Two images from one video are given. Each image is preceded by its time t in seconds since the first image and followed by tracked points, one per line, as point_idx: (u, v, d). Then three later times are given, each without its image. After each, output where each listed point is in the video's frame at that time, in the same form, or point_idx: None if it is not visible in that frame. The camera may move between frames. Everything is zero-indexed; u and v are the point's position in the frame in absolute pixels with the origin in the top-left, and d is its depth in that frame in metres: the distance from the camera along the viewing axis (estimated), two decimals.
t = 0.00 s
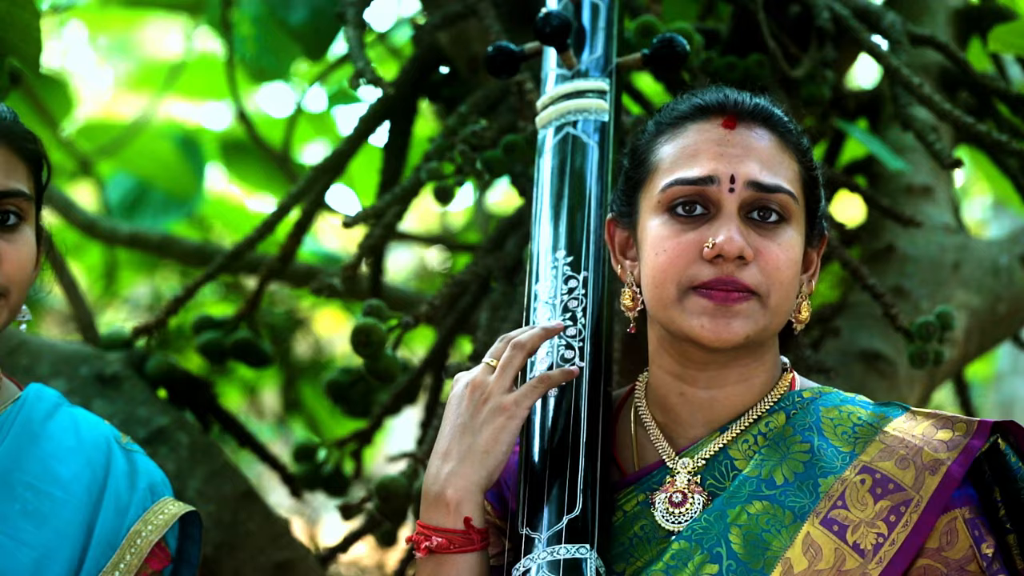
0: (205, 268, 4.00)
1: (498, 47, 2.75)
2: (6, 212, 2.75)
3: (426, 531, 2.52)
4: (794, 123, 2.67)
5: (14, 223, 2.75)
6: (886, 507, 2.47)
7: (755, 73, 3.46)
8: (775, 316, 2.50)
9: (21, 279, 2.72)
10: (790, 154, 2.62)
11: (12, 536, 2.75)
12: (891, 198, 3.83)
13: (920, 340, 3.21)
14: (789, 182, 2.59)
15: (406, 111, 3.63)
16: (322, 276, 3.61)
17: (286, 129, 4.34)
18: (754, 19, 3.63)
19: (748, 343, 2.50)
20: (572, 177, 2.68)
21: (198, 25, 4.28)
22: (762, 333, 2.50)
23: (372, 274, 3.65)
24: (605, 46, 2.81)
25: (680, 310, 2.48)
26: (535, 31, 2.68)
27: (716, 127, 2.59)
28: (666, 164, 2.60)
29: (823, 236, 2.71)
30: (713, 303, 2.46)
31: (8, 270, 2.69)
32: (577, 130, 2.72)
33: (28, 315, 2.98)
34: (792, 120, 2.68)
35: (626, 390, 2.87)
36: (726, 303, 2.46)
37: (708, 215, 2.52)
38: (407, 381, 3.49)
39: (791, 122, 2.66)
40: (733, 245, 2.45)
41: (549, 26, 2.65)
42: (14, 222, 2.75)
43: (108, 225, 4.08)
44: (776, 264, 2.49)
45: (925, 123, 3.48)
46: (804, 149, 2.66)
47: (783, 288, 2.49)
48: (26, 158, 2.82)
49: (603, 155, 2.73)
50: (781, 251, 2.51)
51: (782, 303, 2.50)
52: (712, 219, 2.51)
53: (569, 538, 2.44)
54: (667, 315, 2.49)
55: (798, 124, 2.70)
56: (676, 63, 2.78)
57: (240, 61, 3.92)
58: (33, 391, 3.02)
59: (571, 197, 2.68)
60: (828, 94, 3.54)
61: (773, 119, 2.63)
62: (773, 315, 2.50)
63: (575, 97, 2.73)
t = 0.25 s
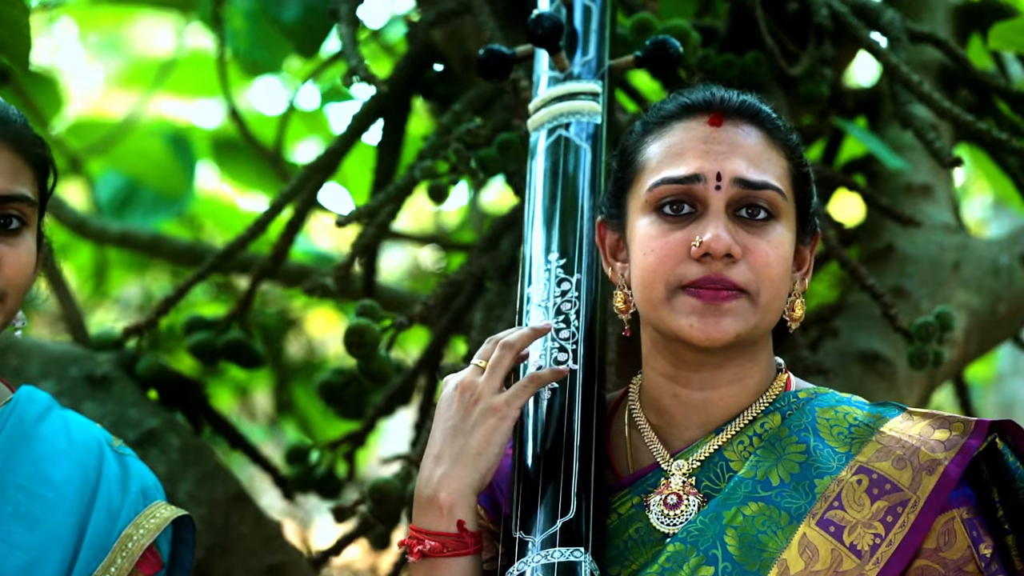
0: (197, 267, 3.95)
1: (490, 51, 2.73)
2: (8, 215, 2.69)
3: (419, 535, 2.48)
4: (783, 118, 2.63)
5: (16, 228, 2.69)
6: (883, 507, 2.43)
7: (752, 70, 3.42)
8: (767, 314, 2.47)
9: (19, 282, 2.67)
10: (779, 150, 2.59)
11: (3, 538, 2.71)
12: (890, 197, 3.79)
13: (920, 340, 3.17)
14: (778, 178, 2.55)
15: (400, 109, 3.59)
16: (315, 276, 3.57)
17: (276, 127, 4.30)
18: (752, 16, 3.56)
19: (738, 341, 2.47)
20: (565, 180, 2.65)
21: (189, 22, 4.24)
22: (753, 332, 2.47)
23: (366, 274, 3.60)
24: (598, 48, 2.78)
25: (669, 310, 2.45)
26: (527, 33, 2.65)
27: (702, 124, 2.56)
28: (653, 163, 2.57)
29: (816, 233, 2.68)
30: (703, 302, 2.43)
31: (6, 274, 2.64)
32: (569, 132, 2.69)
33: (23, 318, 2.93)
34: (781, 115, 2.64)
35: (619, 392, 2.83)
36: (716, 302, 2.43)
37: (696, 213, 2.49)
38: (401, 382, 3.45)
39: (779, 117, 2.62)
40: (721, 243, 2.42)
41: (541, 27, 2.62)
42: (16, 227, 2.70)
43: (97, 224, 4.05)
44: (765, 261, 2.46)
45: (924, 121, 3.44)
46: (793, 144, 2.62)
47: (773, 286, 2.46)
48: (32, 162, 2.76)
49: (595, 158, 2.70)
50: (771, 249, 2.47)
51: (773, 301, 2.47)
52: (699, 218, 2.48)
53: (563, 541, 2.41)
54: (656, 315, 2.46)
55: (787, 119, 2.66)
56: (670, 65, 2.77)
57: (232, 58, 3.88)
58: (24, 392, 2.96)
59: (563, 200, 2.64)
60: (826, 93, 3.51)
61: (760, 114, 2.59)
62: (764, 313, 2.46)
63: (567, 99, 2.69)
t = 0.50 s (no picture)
0: (187, 267, 3.92)
1: (480, 52, 2.70)
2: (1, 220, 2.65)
3: (411, 538, 2.44)
4: (768, 113, 2.59)
5: (8, 233, 2.66)
6: (879, 507, 2.39)
7: (749, 68, 3.38)
8: (756, 312, 2.44)
9: (7, 285, 2.64)
10: (765, 146, 2.55)
11: None
12: (889, 196, 3.75)
13: (918, 341, 3.13)
14: (764, 174, 2.52)
15: (393, 107, 3.55)
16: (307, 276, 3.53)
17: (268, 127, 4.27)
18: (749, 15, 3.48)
19: (729, 340, 2.43)
20: (557, 181, 2.62)
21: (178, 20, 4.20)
22: (743, 330, 2.44)
23: (359, 273, 3.56)
24: (589, 47, 2.74)
25: (657, 311, 2.42)
26: (517, 33, 2.61)
27: (686, 122, 2.53)
28: (638, 163, 2.54)
29: (807, 228, 2.64)
30: (691, 301, 2.40)
31: None
32: (561, 133, 2.65)
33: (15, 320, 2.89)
34: (766, 110, 2.61)
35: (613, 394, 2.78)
36: (704, 301, 2.40)
37: (682, 213, 2.46)
38: (394, 383, 3.41)
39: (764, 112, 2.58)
40: (707, 241, 2.39)
41: (531, 28, 2.58)
42: (9, 231, 2.66)
43: (87, 224, 4.02)
44: (753, 258, 2.42)
45: (923, 120, 3.41)
46: (780, 140, 2.59)
47: (762, 283, 2.43)
48: (28, 165, 2.72)
49: (587, 158, 2.66)
50: (758, 246, 2.44)
51: (762, 299, 2.44)
52: (685, 217, 2.45)
53: (557, 544, 2.37)
54: (645, 316, 2.44)
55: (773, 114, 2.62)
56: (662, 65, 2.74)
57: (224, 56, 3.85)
58: (14, 393, 2.93)
59: (555, 202, 2.62)
60: (823, 91, 3.47)
61: (745, 110, 2.56)
62: (754, 311, 2.43)
63: (558, 99, 2.66)
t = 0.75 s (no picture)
0: (176, 267, 3.86)
1: (474, 50, 2.65)
2: None
3: (403, 544, 2.36)
4: (759, 108, 2.53)
5: None
6: (880, 511, 2.33)
7: (749, 64, 3.31)
8: (751, 312, 2.37)
9: None
10: (756, 142, 2.49)
11: None
12: (891, 194, 3.68)
13: (921, 342, 3.07)
14: (757, 170, 2.46)
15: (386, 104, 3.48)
16: (299, 276, 3.46)
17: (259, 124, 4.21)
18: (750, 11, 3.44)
19: (723, 341, 2.37)
20: (551, 180, 2.56)
21: (167, 13, 4.14)
22: (738, 331, 2.37)
23: (351, 273, 3.49)
24: (584, 45, 2.71)
25: (649, 312, 2.36)
26: (511, 30, 2.56)
27: (675, 120, 2.48)
28: (628, 163, 2.49)
29: (802, 225, 2.57)
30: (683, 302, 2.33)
31: None
32: (556, 132, 2.60)
33: None
34: (757, 105, 2.55)
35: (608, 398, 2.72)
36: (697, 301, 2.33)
37: (672, 212, 2.40)
38: (386, 385, 3.34)
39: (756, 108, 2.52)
40: (698, 240, 2.33)
41: (526, 25, 2.53)
42: None
43: (74, 223, 3.97)
44: (746, 257, 2.36)
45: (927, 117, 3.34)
46: (773, 136, 2.53)
47: (756, 282, 2.36)
48: (12, 163, 2.65)
49: (583, 157, 2.61)
50: (751, 244, 2.37)
51: (757, 298, 2.37)
52: (676, 215, 2.39)
53: (553, 550, 2.30)
54: (637, 318, 2.37)
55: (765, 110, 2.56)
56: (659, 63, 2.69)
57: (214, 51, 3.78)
58: None
59: (550, 202, 2.55)
60: (825, 88, 3.40)
61: (736, 106, 2.50)
62: (748, 310, 2.37)
63: (553, 97, 2.61)
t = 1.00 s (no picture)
0: (171, 266, 3.83)
1: (466, 48, 2.63)
2: None
3: (398, 549, 2.34)
4: (748, 105, 2.50)
5: None
6: (879, 512, 2.30)
7: (748, 62, 3.28)
8: (742, 312, 2.34)
9: None
10: (745, 139, 2.46)
11: None
12: (892, 193, 3.65)
13: (922, 343, 3.04)
14: (746, 168, 2.43)
15: (383, 102, 3.46)
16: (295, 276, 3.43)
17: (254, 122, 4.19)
18: (749, 6, 3.42)
19: (715, 343, 2.34)
20: (546, 179, 2.55)
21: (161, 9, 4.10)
22: (729, 332, 2.34)
23: (347, 273, 3.47)
24: (578, 43, 2.67)
25: (639, 314, 2.34)
26: (503, 27, 2.53)
27: (663, 120, 2.45)
28: (616, 164, 2.46)
29: (796, 222, 2.54)
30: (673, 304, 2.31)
31: None
32: (550, 130, 2.58)
33: None
34: (746, 102, 2.52)
35: (605, 399, 2.71)
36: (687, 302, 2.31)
37: (661, 213, 2.38)
38: (383, 386, 3.31)
39: (745, 104, 2.49)
40: (685, 241, 2.30)
41: (519, 22, 2.50)
42: None
43: (67, 222, 3.94)
44: (735, 256, 2.33)
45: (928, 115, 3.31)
46: (762, 132, 2.49)
47: (746, 282, 2.33)
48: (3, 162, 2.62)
49: (577, 155, 2.59)
50: (741, 243, 2.34)
51: (748, 299, 2.34)
52: (664, 216, 2.36)
53: (549, 552, 2.28)
54: (628, 322, 2.35)
55: (755, 106, 2.53)
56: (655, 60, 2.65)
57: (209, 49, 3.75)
58: None
59: (545, 201, 2.54)
60: (826, 86, 3.37)
61: (724, 103, 2.47)
62: (739, 310, 2.34)
63: (547, 96, 2.58)
